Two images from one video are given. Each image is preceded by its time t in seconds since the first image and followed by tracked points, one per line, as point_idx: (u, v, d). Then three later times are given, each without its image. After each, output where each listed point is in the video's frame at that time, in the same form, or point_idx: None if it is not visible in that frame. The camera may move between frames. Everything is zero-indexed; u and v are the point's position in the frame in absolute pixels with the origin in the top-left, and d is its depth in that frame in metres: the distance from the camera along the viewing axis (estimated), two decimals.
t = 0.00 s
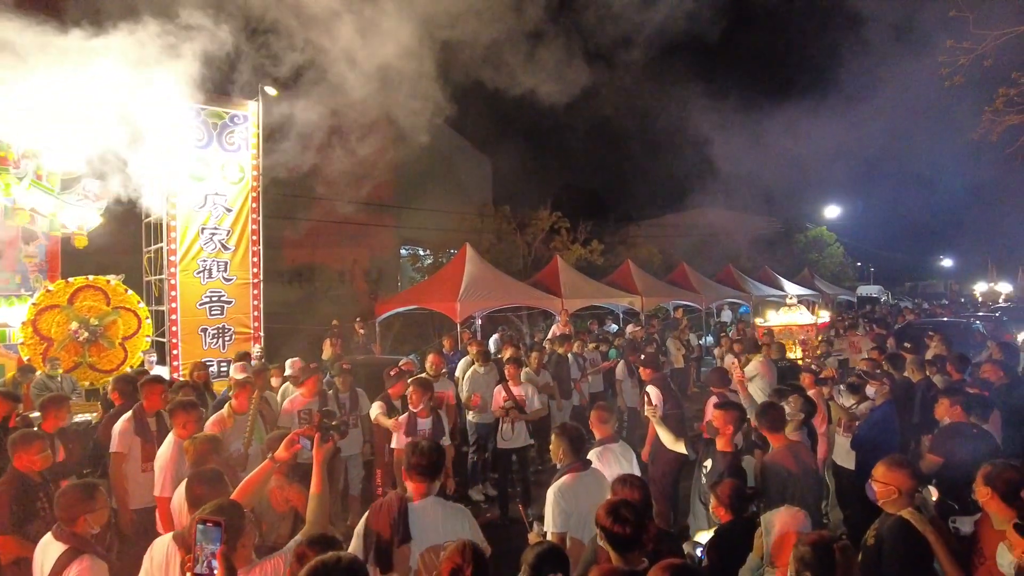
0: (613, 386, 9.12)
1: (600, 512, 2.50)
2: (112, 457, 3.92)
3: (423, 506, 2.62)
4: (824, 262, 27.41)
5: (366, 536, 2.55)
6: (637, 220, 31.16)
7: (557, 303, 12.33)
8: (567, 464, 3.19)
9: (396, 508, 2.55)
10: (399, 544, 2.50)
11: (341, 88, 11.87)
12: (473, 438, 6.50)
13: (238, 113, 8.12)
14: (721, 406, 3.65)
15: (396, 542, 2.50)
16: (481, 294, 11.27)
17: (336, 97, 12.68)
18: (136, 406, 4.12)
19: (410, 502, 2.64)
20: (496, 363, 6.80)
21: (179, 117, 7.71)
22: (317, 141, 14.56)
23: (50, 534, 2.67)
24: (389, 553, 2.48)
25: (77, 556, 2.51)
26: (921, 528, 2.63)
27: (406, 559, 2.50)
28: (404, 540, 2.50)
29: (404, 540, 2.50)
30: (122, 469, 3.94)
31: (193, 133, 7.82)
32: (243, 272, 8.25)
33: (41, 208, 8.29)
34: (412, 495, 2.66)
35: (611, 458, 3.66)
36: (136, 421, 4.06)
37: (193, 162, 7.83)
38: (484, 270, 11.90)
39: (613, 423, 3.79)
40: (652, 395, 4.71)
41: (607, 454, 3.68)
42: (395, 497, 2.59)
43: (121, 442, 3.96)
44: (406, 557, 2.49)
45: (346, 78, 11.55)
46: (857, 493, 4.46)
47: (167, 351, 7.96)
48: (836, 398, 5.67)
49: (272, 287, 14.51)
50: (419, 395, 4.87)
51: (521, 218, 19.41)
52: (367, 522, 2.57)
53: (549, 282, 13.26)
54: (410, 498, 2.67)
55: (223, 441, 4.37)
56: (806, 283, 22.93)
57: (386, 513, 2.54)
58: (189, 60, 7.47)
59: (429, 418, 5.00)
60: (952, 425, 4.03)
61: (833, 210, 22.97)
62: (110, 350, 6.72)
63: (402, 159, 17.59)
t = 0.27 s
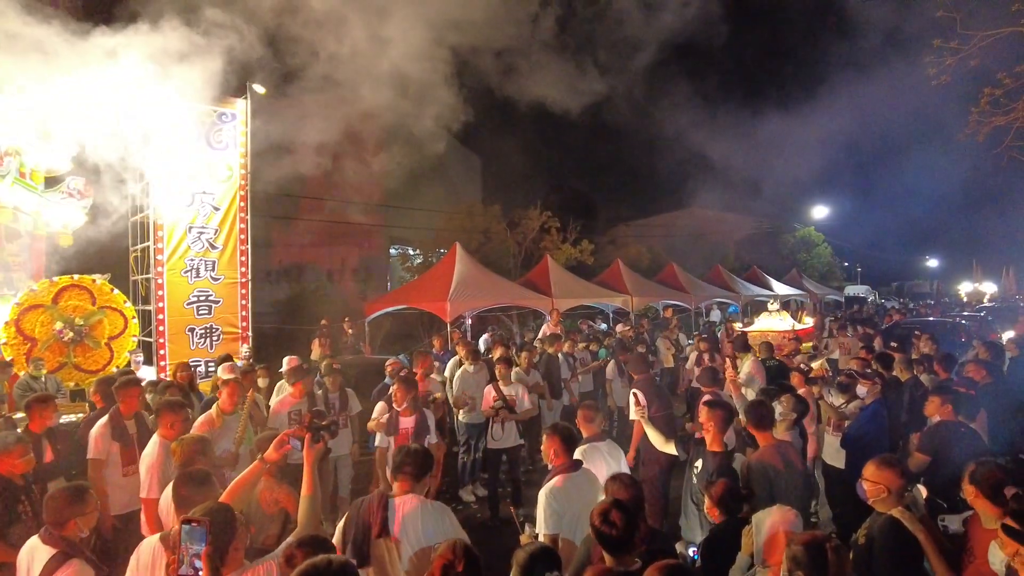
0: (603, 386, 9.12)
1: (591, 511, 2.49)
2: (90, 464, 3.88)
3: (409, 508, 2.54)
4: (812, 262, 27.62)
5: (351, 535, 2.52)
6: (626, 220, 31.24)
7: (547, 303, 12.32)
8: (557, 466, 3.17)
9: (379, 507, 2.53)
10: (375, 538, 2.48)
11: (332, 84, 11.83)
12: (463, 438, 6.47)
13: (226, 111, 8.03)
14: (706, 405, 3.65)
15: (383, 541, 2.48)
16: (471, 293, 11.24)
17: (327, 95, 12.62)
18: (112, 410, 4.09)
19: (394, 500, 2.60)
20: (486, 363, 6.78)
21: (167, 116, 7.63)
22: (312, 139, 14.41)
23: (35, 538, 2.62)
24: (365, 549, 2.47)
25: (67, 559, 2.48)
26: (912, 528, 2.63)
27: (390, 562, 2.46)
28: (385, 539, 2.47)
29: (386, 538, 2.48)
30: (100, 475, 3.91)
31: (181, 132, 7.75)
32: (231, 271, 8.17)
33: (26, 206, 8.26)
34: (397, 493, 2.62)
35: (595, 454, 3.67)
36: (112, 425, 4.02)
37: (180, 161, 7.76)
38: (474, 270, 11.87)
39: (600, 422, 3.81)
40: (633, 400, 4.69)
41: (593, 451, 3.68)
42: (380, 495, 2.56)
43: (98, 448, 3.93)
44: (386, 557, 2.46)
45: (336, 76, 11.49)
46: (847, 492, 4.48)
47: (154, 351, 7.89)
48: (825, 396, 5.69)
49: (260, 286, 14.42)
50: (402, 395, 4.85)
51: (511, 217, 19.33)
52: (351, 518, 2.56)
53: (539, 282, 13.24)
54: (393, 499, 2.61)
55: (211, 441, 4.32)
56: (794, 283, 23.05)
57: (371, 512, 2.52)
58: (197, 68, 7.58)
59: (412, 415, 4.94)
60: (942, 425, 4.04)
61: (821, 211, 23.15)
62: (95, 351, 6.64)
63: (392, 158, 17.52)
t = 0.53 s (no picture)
0: (598, 386, 9.11)
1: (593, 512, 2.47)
2: (77, 472, 3.86)
3: (405, 509, 2.52)
4: (804, 262, 27.76)
5: (349, 537, 2.48)
6: (619, 220, 31.30)
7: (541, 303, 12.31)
8: (556, 468, 3.15)
9: (376, 508, 2.50)
10: (369, 537, 2.46)
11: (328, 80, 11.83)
12: (458, 439, 6.43)
13: (219, 109, 7.93)
14: (703, 406, 3.64)
15: (383, 542, 2.45)
16: (466, 294, 11.21)
17: (322, 94, 12.55)
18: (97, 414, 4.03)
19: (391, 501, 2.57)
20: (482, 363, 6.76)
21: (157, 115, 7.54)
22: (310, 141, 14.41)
23: (28, 543, 2.59)
24: (360, 549, 2.44)
25: (63, 564, 2.44)
26: (913, 529, 2.63)
27: (391, 564, 2.42)
28: (382, 540, 2.45)
29: (382, 539, 2.45)
30: (88, 481, 3.88)
31: (172, 130, 7.67)
32: (224, 271, 8.11)
33: (17, 206, 8.16)
34: (394, 494, 2.59)
35: (590, 453, 3.66)
36: (100, 429, 3.98)
37: (172, 159, 7.69)
38: (468, 270, 11.85)
39: (595, 421, 3.78)
40: (629, 401, 4.66)
41: (587, 451, 3.67)
42: (377, 496, 2.54)
43: (82, 456, 3.89)
44: (383, 561, 2.43)
45: (330, 75, 11.44)
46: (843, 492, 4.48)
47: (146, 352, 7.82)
48: (821, 396, 5.70)
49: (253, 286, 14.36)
50: (398, 397, 4.83)
51: (505, 217, 19.32)
52: (347, 518, 2.52)
53: (534, 282, 13.23)
54: (389, 498, 2.58)
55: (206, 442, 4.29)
56: (787, 283, 23.14)
57: (369, 514, 2.49)
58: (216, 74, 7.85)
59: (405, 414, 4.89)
60: (937, 424, 4.06)
61: (813, 212, 23.26)
62: (87, 352, 6.61)
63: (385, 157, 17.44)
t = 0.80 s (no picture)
0: (597, 387, 9.11)
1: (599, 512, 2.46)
2: (75, 475, 3.84)
3: (411, 510, 2.52)
4: (800, 262, 27.84)
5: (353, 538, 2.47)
6: (615, 220, 31.30)
7: (539, 302, 12.30)
8: (559, 468, 3.15)
9: (382, 509, 2.50)
10: (374, 539, 2.45)
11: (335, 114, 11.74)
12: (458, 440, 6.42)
13: (218, 109, 7.96)
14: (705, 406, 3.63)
15: (388, 543, 2.44)
16: (464, 294, 11.21)
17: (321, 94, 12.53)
18: (93, 416, 4.00)
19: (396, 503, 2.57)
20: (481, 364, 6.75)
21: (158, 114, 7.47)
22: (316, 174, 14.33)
23: (29, 544, 2.57)
24: (365, 551, 2.43)
25: (67, 566, 2.43)
26: (918, 529, 2.63)
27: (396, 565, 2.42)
28: (386, 540, 2.44)
29: (387, 539, 2.44)
30: (88, 484, 3.87)
31: (171, 130, 7.64)
32: (223, 270, 8.09)
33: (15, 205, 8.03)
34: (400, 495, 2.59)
35: (592, 454, 3.66)
36: (98, 433, 3.95)
37: (172, 159, 7.69)
38: (467, 270, 11.84)
39: (597, 421, 3.76)
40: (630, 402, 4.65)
41: (588, 451, 3.66)
42: (382, 497, 2.54)
43: (81, 460, 3.86)
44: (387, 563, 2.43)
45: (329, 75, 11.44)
46: (843, 492, 4.49)
47: (144, 351, 7.79)
48: (821, 397, 5.70)
49: (250, 286, 14.32)
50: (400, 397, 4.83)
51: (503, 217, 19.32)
52: (352, 518, 2.52)
53: (532, 283, 13.23)
54: (393, 498, 2.58)
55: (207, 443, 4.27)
56: (784, 284, 23.19)
57: (374, 514, 2.48)
58: (225, 77, 7.94)
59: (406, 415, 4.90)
60: (938, 423, 4.07)
61: (810, 212, 23.32)
62: (84, 352, 6.54)
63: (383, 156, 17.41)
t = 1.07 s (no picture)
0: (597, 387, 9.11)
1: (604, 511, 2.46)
2: (78, 478, 3.80)
3: (416, 510, 2.52)
4: (800, 262, 27.87)
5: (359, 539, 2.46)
6: (615, 220, 31.30)
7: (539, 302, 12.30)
8: (564, 468, 3.14)
9: (389, 506, 2.48)
10: (379, 540, 2.43)
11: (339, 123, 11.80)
12: (460, 440, 6.41)
13: (219, 108, 7.91)
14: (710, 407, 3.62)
15: (396, 543, 2.43)
16: (465, 294, 11.19)
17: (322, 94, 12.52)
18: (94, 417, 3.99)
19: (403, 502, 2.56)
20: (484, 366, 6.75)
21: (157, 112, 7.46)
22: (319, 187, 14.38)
23: (29, 546, 2.55)
24: (372, 551, 2.42)
25: (68, 567, 2.41)
26: (924, 529, 2.63)
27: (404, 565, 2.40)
28: (391, 540, 2.43)
29: (391, 539, 2.43)
30: (91, 487, 3.84)
31: (171, 129, 7.61)
32: (223, 270, 8.08)
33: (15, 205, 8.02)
34: (407, 494, 2.59)
35: (596, 454, 3.65)
36: (99, 434, 3.92)
37: (172, 157, 7.64)
38: (467, 270, 11.82)
39: (600, 421, 3.74)
40: (633, 401, 4.61)
41: (592, 451, 3.65)
42: (389, 496, 2.52)
43: (83, 462, 3.84)
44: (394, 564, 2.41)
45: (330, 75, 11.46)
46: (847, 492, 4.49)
47: (144, 352, 7.78)
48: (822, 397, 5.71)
49: (250, 286, 14.31)
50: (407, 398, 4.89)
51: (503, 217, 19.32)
52: (359, 518, 2.49)
53: (532, 283, 13.22)
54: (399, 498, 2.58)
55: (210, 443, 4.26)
56: (784, 284, 23.21)
57: (380, 513, 2.47)
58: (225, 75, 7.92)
59: (412, 416, 4.91)
60: (936, 420, 4.09)
61: (810, 212, 23.34)
62: (84, 352, 6.60)
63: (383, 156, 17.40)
